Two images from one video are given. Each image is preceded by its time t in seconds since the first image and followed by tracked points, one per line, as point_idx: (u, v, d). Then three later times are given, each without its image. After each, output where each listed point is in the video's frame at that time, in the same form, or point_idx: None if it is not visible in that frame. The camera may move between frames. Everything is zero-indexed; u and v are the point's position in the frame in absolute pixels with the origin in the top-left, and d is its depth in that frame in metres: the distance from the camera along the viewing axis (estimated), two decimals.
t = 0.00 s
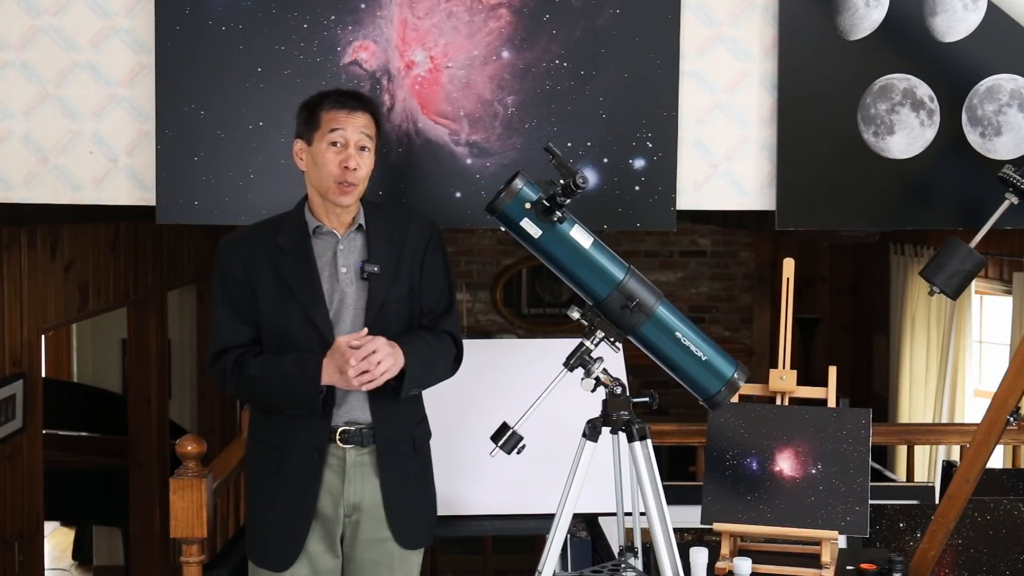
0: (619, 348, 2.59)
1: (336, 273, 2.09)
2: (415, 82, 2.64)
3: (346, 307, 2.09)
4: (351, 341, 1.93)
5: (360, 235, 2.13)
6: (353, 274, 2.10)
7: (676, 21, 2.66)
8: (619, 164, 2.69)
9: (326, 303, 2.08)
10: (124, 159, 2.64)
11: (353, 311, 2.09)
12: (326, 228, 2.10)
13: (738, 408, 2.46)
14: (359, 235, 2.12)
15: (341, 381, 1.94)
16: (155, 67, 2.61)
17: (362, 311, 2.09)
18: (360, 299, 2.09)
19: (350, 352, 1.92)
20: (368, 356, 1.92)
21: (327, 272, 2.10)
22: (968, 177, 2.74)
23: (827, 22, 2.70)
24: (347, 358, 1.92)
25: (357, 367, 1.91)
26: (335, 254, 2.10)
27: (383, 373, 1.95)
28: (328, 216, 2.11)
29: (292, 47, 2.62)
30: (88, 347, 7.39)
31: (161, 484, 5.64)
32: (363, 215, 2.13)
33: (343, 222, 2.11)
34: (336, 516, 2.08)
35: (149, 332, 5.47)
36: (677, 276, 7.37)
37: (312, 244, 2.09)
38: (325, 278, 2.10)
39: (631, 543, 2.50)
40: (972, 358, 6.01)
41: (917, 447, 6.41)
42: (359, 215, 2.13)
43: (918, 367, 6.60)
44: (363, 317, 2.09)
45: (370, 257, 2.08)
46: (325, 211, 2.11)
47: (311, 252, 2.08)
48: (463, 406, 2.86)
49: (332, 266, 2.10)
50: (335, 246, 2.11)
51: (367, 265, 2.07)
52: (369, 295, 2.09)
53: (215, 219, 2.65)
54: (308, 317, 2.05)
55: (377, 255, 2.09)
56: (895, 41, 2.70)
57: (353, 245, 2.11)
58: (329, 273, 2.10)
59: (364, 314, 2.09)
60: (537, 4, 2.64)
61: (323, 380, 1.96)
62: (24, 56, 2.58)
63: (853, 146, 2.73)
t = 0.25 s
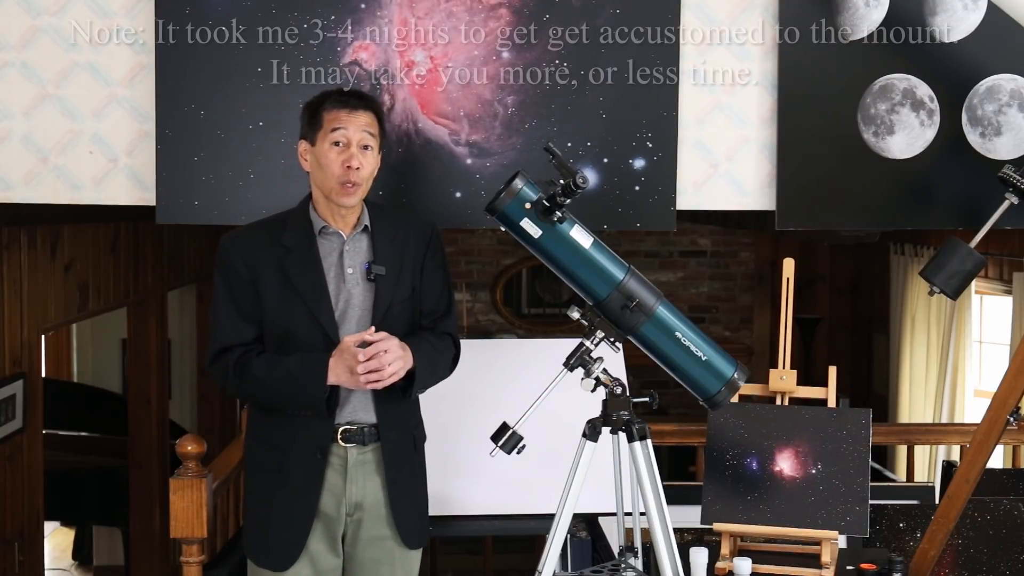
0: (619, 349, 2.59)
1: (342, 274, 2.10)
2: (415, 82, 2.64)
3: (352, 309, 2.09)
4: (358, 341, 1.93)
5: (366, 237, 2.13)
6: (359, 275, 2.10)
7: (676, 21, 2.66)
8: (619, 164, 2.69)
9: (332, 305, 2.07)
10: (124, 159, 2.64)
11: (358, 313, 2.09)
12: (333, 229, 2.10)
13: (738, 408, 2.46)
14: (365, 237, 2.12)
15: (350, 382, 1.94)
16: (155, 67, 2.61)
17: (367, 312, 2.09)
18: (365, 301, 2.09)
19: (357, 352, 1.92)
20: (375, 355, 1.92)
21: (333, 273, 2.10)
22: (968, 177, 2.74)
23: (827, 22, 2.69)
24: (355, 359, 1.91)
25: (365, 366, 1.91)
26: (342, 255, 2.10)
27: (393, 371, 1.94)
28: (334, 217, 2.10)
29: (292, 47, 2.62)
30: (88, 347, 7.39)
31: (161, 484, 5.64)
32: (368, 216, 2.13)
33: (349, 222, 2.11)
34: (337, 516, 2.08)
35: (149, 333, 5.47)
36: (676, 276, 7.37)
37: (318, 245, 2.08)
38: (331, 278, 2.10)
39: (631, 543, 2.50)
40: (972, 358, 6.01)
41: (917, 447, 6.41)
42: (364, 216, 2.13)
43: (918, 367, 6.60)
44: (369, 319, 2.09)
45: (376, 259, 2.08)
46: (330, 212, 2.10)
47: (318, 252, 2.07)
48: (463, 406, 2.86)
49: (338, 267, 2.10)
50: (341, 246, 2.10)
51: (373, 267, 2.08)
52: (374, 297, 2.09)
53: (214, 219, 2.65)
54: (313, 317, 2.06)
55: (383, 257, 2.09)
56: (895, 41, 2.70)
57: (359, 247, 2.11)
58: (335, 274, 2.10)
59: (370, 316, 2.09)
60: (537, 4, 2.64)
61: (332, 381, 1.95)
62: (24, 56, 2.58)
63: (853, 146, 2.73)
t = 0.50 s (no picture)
0: (619, 349, 2.59)
1: (344, 275, 2.10)
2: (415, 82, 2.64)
3: (354, 310, 2.09)
4: (358, 346, 1.93)
5: (369, 237, 2.13)
6: (361, 276, 2.10)
7: (676, 21, 2.66)
8: (619, 164, 2.69)
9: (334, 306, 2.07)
10: (124, 159, 2.64)
11: (360, 314, 2.09)
12: (335, 229, 2.10)
13: (738, 409, 2.46)
14: (368, 237, 2.12)
15: (350, 387, 1.95)
16: (155, 67, 2.61)
17: (369, 314, 2.09)
18: (367, 302, 2.09)
19: (357, 359, 1.92)
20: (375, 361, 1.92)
21: (335, 274, 2.10)
22: (969, 177, 2.74)
23: (827, 22, 2.69)
24: (355, 365, 1.92)
25: (365, 373, 1.91)
26: (344, 255, 2.10)
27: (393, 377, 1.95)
28: (335, 217, 2.10)
29: (292, 47, 2.62)
30: (88, 347, 7.39)
31: (161, 484, 5.64)
32: (370, 216, 2.13)
33: (350, 222, 2.12)
34: (336, 515, 2.08)
35: (149, 332, 5.47)
36: (677, 276, 7.37)
37: (320, 245, 2.09)
38: (333, 279, 2.10)
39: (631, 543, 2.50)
40: (972, 358, 6.01)
41: (917, 447, 6.41)
42: (366, 216, 2.12)
43: (918, 367, 6.60)
44: (371, 321, 2.09)
45: (378, 261, 2.08)
46: (331, 213, 2.11)
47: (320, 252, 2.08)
48: (463, 406, 2.86)
49: (341, 267, 2.10)
50: (343, 247, 2.10)
51: (374, 269, 2.08)
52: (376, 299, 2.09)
53: (214, 219, 2.64)
54: (315, 317, 2.06)
55: (385, 258, 2.09)
56: (895, 40, 2.70)
57: (362, 248, 2.11)
58: (337, 275, 2.10)
59: (372, 317, 2.09)
60: (537, 4, 2.64)
61: (331, 386, 1.96)
62: (24, 56, 2.58)
63: (853, 146, 2.73)
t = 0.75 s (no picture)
0: (619, 348, 2.59)
1: (341, 275, 2.09)
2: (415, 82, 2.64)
3: (350, 310, 2.09)
4: (353, 345, 1.91)
5: (365, 237, 2.13)
6: (358, 276, 2.10)
7: (676, 21, 2.66)
8: (620, 164, 2.69)
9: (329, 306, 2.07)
10: (124, 159, 2.64)
11: (357, 314, 2.09)
12: (331, 230, 2.10)
13: (738, 409, 2.46)
14: (365, 237, 2.12)
15: (342, 386, 1.94)
16: (155, 67, 2.61)
17: (367, 314, 2.09)
18: (365, 302, 2.09)
19: (354, 362, 1.91)
20: (378, 363, 1.94)
21: (331, 274, 2.10)
22: (969, 177, 2.74)
23: (828, 22, 2.69)
24: (352, 368, 1.91)
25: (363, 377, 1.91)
26: (340, 256, 2.10)
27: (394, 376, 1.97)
28: (331, 217, 2.11)
29: (292, 47, 2.62)
30: (88, 347, 7.39)
31: (161, 483, 5.64)
32: (368, 216, 2.13)
33: (346, 222, 2.12)
34: (335, 515, 2.08)
35: (149, 332, 5.47)
36: (677, 276, 7.37)
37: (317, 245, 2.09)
38: (329, 279, 2.10)
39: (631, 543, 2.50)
40: (972, 358, 6.01)
41: (917, 447, 6.41)
42: (364, 215, 2.13)
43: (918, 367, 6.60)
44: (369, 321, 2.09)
45: (376, 261, 2.08)
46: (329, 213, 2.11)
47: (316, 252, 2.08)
48: (463, 406, 2.86)
49: (337, 267, 2.10)
50: (340, 247, 2.10)
51: (372, 269, 2.08)
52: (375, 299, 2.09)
53: (214, 219, 2.64)
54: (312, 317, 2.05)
55: (384, 258, 2.09)
56: (895, 40, 2.70)
57: (359, 248, 2.11)
58: (333, 276, 2.10)
59: (370, 318, 2.09)
60: (537, 4, 2.64)
61: (321, 383, 1.96)
62: (24, 56, 2.58)
63: (853, 146, 2.73)
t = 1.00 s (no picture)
0: (619, 348, 2.59)
1: (341, 274, 2.09)
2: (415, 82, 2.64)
3: (351, 310, 2.08)
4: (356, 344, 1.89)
5: (365, 238, 2.13)
6: (359, 276, 2.10)
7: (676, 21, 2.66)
8: (619, 164, 2.69)
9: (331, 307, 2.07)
10: (124, 159, 2.64)
11: (358, 313, 2.08)
12: (330, 230, 2.10)
13: (738, 409, 2.46)
14: (364, 237, 2.12)
15: (342, 386, 1.91)
16: (155, 67, 2.61)
17: (368, 313, 2.09)
18: (365, 302, 2.09)
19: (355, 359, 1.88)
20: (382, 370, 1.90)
21: (332, 274, 2.09)
22: (968, 178, 2.74)
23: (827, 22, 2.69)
24: (352, 366, 1.88)
25: (362, 377, 1.87)
26: (340, 255, 2.10)
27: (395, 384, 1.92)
28: (330, 218, 2.11)
29: (292, 47, 2.62)
30: (88, 347, 7.39)
31: (161, 483, 5.64)
32: (367, 216, 2.13)
33: (346, 223, 2.12)
34: (338, 516, 2.08)
35: (149, 333, 5.47)
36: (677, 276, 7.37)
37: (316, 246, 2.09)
38: (330, 279, 2.10)
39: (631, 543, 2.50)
40: (972, 358, 6.01)
41: (917, 447, 6.41)
42: (363, 216, 2.13)
43: (918, 367, 6.60)
44: (370, 321, 2.09)
45: (378, 260, 2.09)
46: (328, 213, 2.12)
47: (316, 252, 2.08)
48: (462, 406, 2.86)
49: (337, 267, 2.10)
50: (339, 247, 2.10)
51: (375, 268, 2.08)
52: (377, 299, 2.09)
53: (214, 219, 2.64)
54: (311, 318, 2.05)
55: (385, 258, 2.10)
56: (895, 40, 2.70)
57: (359, 247, 2.11)
58: (334, 276, 2.10)
59: (371, 317, 2.09)
60: (537, 4, 2.64)
61: (324, 384, 1.93)
62: (24, 56, 2.58)
63: (853, 146, 2.73)
